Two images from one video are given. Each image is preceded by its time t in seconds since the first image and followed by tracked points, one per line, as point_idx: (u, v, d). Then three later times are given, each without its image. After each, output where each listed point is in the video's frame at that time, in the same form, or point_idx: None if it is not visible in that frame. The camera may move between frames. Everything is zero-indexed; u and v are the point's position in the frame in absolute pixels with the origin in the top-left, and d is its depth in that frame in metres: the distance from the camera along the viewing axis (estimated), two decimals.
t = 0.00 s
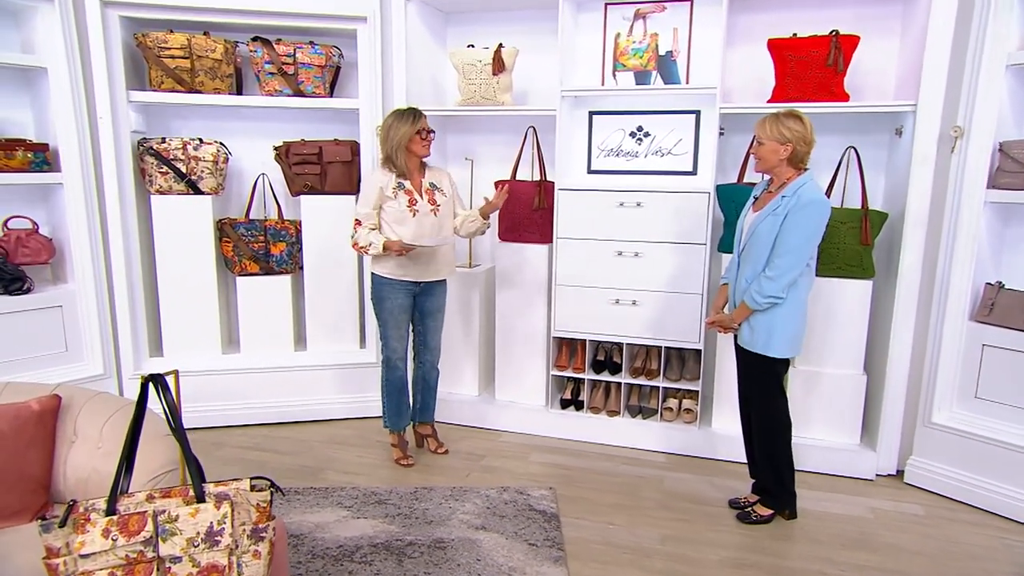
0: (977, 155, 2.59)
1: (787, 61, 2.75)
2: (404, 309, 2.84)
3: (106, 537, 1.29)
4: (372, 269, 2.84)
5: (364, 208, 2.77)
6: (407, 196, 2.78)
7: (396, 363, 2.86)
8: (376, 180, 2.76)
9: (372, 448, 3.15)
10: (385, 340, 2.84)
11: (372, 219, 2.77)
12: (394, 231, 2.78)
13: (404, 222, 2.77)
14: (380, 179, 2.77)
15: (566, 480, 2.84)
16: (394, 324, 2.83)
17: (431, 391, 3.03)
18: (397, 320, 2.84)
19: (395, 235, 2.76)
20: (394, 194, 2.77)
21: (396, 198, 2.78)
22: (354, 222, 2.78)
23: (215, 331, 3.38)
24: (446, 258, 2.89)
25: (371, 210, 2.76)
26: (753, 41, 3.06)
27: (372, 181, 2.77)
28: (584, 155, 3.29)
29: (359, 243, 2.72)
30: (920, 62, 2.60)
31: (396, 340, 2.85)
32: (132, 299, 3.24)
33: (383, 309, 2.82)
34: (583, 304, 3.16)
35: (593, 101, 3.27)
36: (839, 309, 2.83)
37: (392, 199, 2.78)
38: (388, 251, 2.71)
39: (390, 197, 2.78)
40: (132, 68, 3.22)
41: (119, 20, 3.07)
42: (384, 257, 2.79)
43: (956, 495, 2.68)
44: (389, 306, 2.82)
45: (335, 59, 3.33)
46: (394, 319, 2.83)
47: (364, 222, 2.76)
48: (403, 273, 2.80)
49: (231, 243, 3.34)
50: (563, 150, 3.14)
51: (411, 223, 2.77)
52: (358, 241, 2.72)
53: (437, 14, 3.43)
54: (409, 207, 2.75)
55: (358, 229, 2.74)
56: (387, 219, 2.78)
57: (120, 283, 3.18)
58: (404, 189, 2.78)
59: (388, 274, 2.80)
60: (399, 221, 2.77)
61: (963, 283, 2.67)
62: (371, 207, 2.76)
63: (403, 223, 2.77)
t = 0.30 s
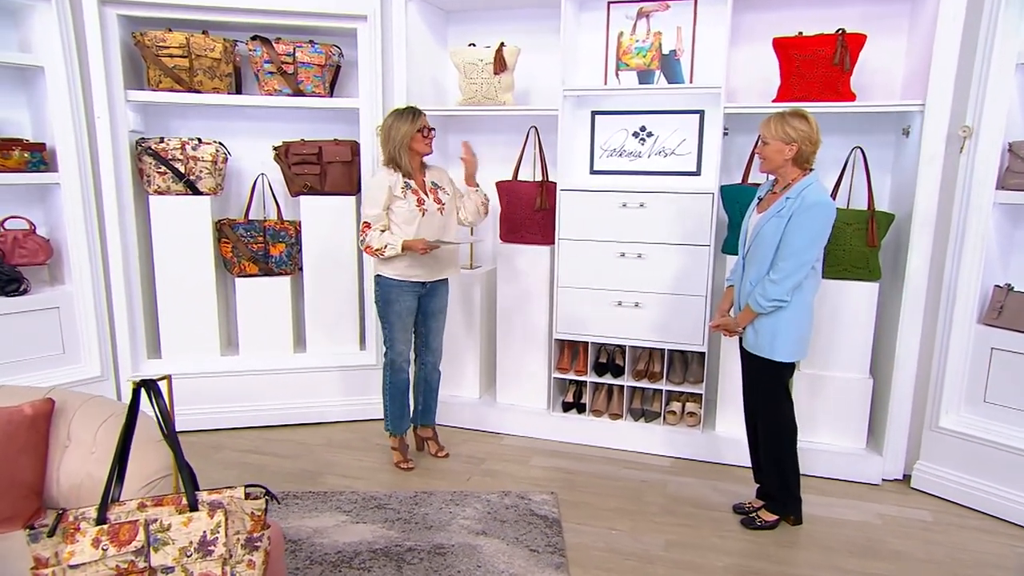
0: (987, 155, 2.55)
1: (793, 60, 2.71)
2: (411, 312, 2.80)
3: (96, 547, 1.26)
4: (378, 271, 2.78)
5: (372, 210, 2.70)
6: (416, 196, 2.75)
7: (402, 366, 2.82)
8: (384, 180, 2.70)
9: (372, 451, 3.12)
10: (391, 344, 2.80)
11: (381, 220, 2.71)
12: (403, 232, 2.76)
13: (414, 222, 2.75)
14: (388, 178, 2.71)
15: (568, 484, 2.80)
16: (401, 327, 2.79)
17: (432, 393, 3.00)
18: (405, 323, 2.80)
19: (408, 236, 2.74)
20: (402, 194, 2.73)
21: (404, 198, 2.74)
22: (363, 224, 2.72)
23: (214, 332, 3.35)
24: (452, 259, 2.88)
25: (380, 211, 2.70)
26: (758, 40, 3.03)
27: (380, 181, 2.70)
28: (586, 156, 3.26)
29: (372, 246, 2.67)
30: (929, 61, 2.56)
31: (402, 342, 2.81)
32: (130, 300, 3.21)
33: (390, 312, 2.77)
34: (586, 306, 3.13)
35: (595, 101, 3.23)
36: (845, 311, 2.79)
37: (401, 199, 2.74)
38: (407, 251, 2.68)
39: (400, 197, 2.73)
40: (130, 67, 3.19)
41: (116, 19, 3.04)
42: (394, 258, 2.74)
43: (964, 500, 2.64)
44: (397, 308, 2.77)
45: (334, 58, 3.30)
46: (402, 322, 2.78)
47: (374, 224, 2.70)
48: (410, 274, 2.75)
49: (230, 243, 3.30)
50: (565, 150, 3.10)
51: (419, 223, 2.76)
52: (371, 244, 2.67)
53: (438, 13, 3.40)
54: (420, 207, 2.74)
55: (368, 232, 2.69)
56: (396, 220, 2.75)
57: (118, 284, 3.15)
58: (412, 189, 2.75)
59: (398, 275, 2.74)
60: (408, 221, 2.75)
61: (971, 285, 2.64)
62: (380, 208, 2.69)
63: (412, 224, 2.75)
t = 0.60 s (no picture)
0: (993, 155, 2.51)
1: (796, 59, 2.68)
2: (410, 314, 2.76)
3: (82, 558, 1.23)
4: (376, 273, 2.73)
5: (373, 212, 2.64)
6: (415, 196, 2.72)
7: (401, 369, 2.78)
8: (383, 181, 2.66)
9: (370, 454, 3.08)
10: (389, 346, 2.76)
11: (382, 221, 2.65)
12: (403, 232, 2.71)
13: (415, 222, 2.72)
14: (388, 178, 2.67)
15: (568, 488, 2.77)
16: (402, 328, 2.74)
17: (431, 396, 2.96)
18: (406, 325, 2.75)
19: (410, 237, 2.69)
20: (402, 195, 2.69)
21: (404, 198, 2.70)
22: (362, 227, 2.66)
23: (211, 334, 3.32)
24: (452, 257, 2.85)
25: (380, 213, 2.64)
26: (760, 38, 2.99)
27: (378, 182, 2.65)
28: (587, 156, 3.22)
29: (376, 248, 2.61)
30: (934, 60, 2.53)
31: (403, 345, 2.77)
32: (126, 302, 3.17)
33: (390, 313, 2.73)
34: (586, 308, 3.09)
35: (595, 100, 3.20)
36: (850, 313, 2.75)
37: (400, 199, 2.70)
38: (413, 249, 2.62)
39: (399, 198, 2.69)
40: (125, 66, 3.16)
41: (111, 17, 3.01)
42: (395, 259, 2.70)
43: (969, 505, 2.61)
44: (398, 310, 2.73)
45: (332, 57, 3.27)
46: (403, 323, 2.74)
47: (375, 226, 2.64)
48: (410, 276, 2.71)
49: (227, 244, 3.27)
50: (565, 149, 3.06)
51: (419, 222, 2.73)
52: (374, 246, 2.61)
53: (437, 11, 3.37)
54: (420, 207, 2.71)
55: (369, 234, 2.63)
56: (396, 221, 2.70)
57: (114, 285, 3.12)
58: (409, 189, 2.72)
59: (398, 277, 2.70)
60: (409, 221, 2.71)
61: (977, 286, 2.60)
62: (380, 209, 2.64)
63: (412, 224, 2.72)
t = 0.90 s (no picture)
0: (998, 155, 2.48)
1: (798, 57, 2.65)
2: (408, 315, 2.73)
3: (67, 567, 1.19)
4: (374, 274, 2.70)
5: (371, 211, 2.60)
6: (413, 197, 2.70)
7: (397, 371, 2.75)
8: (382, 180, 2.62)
9: (368, 457, 3.05)
10: (386, 348, 2.73)
11: (380, 221, 2.61)
12: (401, 232, 2.68)
13: (412, 222, 2.69)
14: (386, 178, 2.63)
15: (568, 492, 2.74)
16: (399, 330, 2.71)
17: (429, 398, 2.93)
18: (402, 326, 2.72)
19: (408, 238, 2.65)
20: (400, 195, 2.66)
21: (402, 198, 2.67)
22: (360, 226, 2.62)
23: (207, 335, 3.29)
24: (449, 258, 2.82)
25: (378, 211, 2.60)
26: (762, 37, 2.96)
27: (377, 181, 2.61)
28: (586, 155, 3.20)
29: (372, 248, 2.56)
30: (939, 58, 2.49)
31: (400, 347, 2.74)
32: (121, 304, 3.14)
33: (387, 315, 2.70)
34: (586, 309, 3.06)
35: (595, 99, 3.17)
36: (853, 315, 2.72)
37: (399, 199, 2.66)
38: (410, 250, 2.58)
39: (397, 198, 2.66)
40: (120, 65, 3.13)
41: (106, 15, 2.97)
42: (393, 260, 2.66)
43: (974, 509, 2.57)
44: (395, 312, 2.69)
45: (330, 56, 3.23)
46: (400, 325, 2.71)
47: (373, 225, 2.59)
48: (408, 277, 2.67)
49: (223, 245, 3.24)
50: (564, 149, 3.03)
51: (417, 223, 2.70)
52: (372, 246, 2.56)
53: (435, 10, 3.34)
54: (418, 208, 2.68)
55: (367, 233, 2.58)
56: (394, 221, 2.66)
57: (109, 286, 3.09)
58: (409, 190, 2.69)
59: (396, 279, 2.66)
60: (407, 222, 2.68)
61: (981, 288, 2.57)
62: (379, 208, 2.59)
63: (411, 224, 2.68)
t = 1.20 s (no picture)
0: (1000, 153, 2.45)
1: (798, 56, 2.62)
2: (404, 316, 2.70)
3: None
4: (370, 274, 2.67)
5: (368, 210, 2.58)
6: (410, 196, 2.67)
7: (394, 373, 2.73)
8: (379, 179, 2.60)
9: (364, 459, 3.02)
10: (382, 350, 2.70)
11: (377, 220, 2.58)
12: (398, 232, 2.65)
13: (409, 222, 2.66)
14: (383, 177, 2.61)
15: (566, 494, 2.71)
16: (395, 331, 2.68)
17: (426, 400, 2.90)
18: (398, 328, 2.69)
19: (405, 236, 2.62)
20: (397, 194, 2.64)
21: (399, 198, 2.64)
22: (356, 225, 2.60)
23: (202, 336, 3.26)
24: (447, 257, 2.78)
25: (374, 210, 2.58)
26: (761, 35, 2.93)
27: (374, 180, 2.60)
28: (585, 155, 3.17)
29: (368, 246, 2.53)
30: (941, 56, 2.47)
31: (397, 348, 2.71)
32: (115, 304, 3.11)
33: (383, 316, 2.67)
34: (584, 310, 3.03)
35: (593, 98, 3.15)
36: (854, 317, 2.70)
37: (395, 199, 2.64)
38: (405, 249, 2.54)
39: (394, 197, 2.63)
40: (114, 64, 3.10)
41: (99, 12, 2.94)
42: (389, 260, 2.63)
43: (975, 512, 2.55)
44: (391, 313, 2.66)
45: (326, 54, 3.21)
46: (396, 326, 2.68)
47: (369, 224, 2.57)
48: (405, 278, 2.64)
49: (218, 245, 3.21)
50: (563, 148, 3.01)
51: (414, 222, 2.67)
52: (367, 244, 2.53)
53: (432, 8, 3.31)
54: (415, 207, 2.65)
55: (363, 232, 2.56)
56: (391, 221, 2.64)
57: (103, 286, 3.06)
58: (405, 189, 2.66)
59: (392, 279, 2.64)
60: (404, 221, 2.65)
61: (983, 288, 2.55)
62: (375, 207, 2.58)
63: (407, 224, 2.65)
